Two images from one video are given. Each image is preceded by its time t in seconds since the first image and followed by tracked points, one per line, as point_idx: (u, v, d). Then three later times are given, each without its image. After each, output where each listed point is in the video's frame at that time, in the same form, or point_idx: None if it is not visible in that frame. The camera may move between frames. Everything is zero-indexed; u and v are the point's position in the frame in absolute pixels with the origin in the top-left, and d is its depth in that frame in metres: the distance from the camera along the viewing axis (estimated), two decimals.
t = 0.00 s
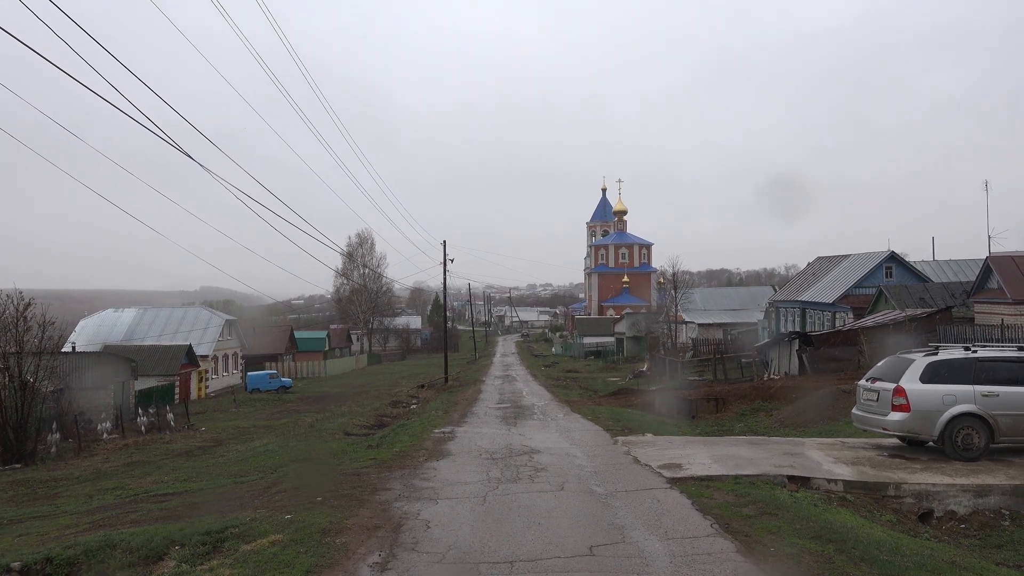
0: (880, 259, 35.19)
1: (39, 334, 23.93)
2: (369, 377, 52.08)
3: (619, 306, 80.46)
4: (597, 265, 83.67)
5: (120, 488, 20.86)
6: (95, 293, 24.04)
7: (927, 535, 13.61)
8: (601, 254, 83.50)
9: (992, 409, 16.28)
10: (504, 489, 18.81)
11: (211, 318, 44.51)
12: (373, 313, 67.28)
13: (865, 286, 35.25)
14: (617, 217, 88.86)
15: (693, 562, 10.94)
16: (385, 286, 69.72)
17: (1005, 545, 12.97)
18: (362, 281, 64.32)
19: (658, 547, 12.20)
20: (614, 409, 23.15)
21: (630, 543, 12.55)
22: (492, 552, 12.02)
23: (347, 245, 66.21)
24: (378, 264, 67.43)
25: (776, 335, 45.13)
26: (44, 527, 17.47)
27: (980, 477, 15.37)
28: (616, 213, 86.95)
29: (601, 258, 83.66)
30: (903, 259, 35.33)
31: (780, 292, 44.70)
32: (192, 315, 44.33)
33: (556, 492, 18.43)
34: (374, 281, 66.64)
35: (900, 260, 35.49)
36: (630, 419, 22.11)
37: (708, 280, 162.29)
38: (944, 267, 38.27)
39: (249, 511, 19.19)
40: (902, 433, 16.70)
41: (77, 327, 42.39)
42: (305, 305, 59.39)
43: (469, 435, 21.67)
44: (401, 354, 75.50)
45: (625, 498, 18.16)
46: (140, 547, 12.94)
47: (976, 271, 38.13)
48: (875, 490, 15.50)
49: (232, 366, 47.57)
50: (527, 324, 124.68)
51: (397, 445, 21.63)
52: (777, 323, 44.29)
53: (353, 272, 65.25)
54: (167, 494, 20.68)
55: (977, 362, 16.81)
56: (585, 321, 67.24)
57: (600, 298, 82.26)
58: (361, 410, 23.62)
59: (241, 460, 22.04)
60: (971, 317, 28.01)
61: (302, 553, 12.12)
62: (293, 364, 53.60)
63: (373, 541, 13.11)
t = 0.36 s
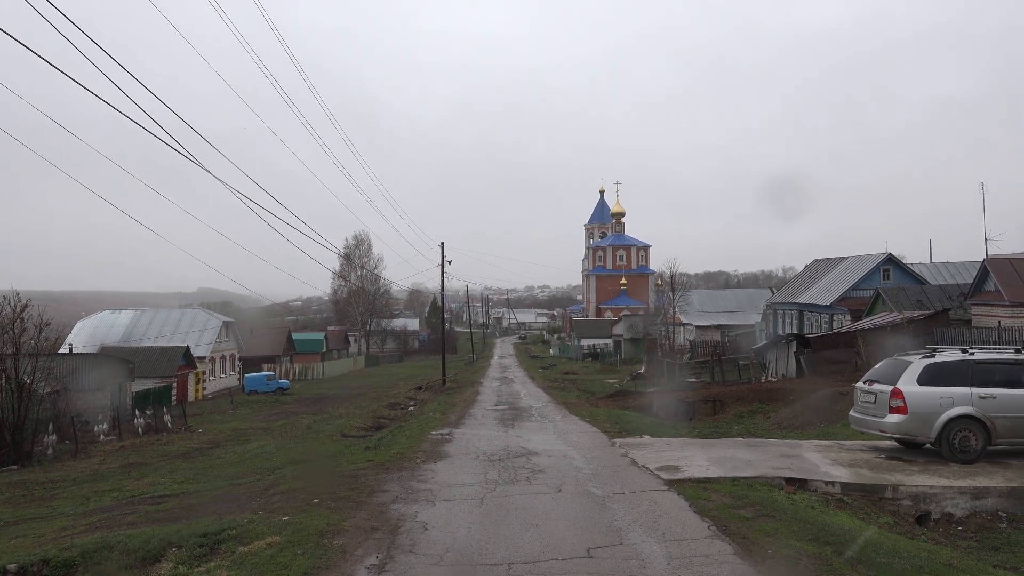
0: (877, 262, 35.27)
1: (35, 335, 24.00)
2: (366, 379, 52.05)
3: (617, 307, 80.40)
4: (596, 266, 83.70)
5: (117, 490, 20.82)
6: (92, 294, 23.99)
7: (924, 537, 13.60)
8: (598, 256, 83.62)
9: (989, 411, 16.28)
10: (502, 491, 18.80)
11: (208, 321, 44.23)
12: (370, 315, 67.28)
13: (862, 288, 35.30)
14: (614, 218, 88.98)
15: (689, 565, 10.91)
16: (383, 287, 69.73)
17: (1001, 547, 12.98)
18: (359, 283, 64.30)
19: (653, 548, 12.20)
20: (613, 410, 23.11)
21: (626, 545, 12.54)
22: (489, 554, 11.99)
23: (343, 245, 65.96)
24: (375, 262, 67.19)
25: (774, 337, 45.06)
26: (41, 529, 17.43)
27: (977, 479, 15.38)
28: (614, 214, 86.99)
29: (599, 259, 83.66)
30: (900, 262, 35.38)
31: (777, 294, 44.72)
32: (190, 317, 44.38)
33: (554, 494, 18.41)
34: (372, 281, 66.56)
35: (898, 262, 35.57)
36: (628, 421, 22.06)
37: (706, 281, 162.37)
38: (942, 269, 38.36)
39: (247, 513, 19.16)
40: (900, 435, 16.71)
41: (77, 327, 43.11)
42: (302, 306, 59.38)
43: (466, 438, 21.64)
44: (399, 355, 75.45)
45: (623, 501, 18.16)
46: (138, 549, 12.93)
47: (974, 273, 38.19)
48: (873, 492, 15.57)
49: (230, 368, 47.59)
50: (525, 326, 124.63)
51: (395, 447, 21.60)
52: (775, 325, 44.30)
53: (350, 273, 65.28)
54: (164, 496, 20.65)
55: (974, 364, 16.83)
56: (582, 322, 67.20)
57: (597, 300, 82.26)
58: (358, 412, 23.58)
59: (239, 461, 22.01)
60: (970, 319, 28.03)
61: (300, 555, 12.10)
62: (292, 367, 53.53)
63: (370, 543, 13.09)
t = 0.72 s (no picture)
0: (896, 261, 34.12)
1: (5, 340, 22.52)
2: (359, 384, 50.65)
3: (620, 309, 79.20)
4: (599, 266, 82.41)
5: (90, 504, 19.51)
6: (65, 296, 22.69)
7: (946, 552, 12.44)
8: (602, 254, 82.45)
9: (1014, 419, 15.13)
10: (499, 504, 17.57)
11: (188, 323, 43.27)
12: (360, 318, 65.88)
13: (880, 288, 34.20)
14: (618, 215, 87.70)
15: None
16: (375, 288, 68.44)
17: None
18: (348, 284, 63.01)
19: (662, 565, 10.97)
20: (617, 417, 21.86)
21: (632, 562, 11.30)
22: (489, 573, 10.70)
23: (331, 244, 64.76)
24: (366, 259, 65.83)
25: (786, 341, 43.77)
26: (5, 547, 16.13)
27: (1005, 491, 14.21)
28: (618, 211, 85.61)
29: (602, 258, 82.37)
30: (920, 261, 34.22)
31: (791, 295, 43.58)
32: (168, 320, 43.32)
33: (554, 507, 17.18)
34: (363, 280, 65.23)
35: (917, 261, 34.44)
36: (633, 429, 20.83)
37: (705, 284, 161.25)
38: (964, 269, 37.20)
39: (227, 528, 17.86)
40: (920, 444, 15.49)
41: (46, 332, 41.20)
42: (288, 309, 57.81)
43: (461, 447, 20.39)
44: (389, 361, 74.04)
45: (627, 514, 16.94)
46: (107, 568, 11.65)
47: (998, 273, 37.01)
48: (892, 504, 14.27)
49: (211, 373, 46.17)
50: (522, 329, 123.25)
51: (385, 458, 20.35)
52: (789, 328, 43.03)
53: (338, 273, 64.11)
54: (141, 510, 19.35)
55: (999, 369, 15.67)
56: (583, 326, 65.88)
57: (600, 301, 81.06)
58: (347, 420, 22.33)
59: (220, 473, 20.74)
60: (993, 320, 27.03)
61: (283, 573, 10.82)
62: (275, 373, 52.16)
63: (359, 560, 11.81)
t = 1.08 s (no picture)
0: (932, 258, 32.27)
1: None
2: (350, 390, 48.45)
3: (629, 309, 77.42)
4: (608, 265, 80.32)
5: (41, 526, 17.43)
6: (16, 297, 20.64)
7: None
8: (609, 249, 80.67)
9: None
10: (494, 525, 15.60)
11: (152, 325, 41.16)
12: (341, 320, 63.12)
13: (916, 287, 32.36)
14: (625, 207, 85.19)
15: None
16: (356, 288, 66.10)
17: None
18: (328, 282, 60.70)
19: None
20: (624, 430, 19.88)
21: None
22: None
23: (309, 241, 62.40)
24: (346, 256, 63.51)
25: (811, 345, 41.66)
26: None
27: None
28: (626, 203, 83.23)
29: (609, 253, 80.72)
30: (958, 257, 32.32)
31: (815, 296, 41.68)
32: (131, 321, 41.18)
33: (555, 529, 15.20)
34: (344, 278, 62.94)
35: (955, 258, 32.54)
36: (643, 443, 18.89)
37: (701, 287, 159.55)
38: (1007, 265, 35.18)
39: (193, 553, 15.72)
40: (959, 460, 13.57)
41: None
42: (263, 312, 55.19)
43: (453, 463, 18.41)
44: (374, 368, 71.33)
45: (636, 536, 14.93)
46: None
47: None
48: (926, 526, 12.29)
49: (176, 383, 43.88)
50: (516, 333, 121.05)
51: (369, 474, 18.36)
52: (815, 331, 41.19)
53: (318, 271, 61.82)
54: (99, 532, 17.31)
55: None
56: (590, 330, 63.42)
57: (607, 300, 79.20)
58: (328, 432, 20.34)
59: (186, 491, 18.73)
60: None
61: None
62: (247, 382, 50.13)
63: None
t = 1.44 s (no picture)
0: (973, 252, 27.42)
1: None
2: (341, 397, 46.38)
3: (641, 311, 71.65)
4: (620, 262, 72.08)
5: None
6: None
7: None
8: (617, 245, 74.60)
9: None
10: (491, 548, 13.81)
11: (113, 328, 38.33)
12: (323, 322, 58.09)
13: (954, 286, 27.46)
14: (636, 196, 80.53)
15: None
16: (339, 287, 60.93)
17: None
18: (309, 281, 55.99)
19: None
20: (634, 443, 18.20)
21: None
22: None
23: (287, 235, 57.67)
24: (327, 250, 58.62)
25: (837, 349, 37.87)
26: None
27: None
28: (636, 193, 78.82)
29: (617, 249, 74.92)
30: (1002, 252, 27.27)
31: (846, 295, 36.65)
32: (91, 323, 38.48)
33: (558, 552, 13.41)
34: (325, 275, 57.88)
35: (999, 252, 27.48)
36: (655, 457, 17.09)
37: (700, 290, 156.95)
38: None
39: None
40: (1001, 478, 11.62)
41: None
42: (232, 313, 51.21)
43: (445, 480, 16.67)
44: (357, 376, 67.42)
45: (647, 560, 12.99)
46: None
47: None
48: (967, 548, 10.86)
49: (141, 392, 41.51)
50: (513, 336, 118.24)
51: (353, 492, 16.62)
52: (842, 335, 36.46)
53: (296, 267, 57.13)
54: (54, 555, 15.33)
55: None
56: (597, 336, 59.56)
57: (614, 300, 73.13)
58: (309, 446, 18.58)
59: (152, 510, 16.93)
60: None
61: None
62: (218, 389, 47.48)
63: None
